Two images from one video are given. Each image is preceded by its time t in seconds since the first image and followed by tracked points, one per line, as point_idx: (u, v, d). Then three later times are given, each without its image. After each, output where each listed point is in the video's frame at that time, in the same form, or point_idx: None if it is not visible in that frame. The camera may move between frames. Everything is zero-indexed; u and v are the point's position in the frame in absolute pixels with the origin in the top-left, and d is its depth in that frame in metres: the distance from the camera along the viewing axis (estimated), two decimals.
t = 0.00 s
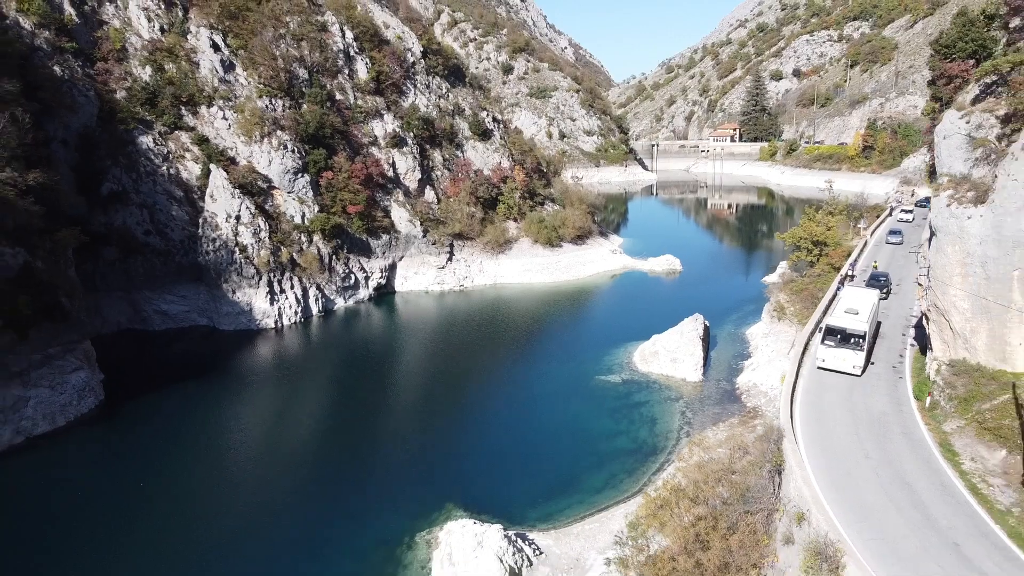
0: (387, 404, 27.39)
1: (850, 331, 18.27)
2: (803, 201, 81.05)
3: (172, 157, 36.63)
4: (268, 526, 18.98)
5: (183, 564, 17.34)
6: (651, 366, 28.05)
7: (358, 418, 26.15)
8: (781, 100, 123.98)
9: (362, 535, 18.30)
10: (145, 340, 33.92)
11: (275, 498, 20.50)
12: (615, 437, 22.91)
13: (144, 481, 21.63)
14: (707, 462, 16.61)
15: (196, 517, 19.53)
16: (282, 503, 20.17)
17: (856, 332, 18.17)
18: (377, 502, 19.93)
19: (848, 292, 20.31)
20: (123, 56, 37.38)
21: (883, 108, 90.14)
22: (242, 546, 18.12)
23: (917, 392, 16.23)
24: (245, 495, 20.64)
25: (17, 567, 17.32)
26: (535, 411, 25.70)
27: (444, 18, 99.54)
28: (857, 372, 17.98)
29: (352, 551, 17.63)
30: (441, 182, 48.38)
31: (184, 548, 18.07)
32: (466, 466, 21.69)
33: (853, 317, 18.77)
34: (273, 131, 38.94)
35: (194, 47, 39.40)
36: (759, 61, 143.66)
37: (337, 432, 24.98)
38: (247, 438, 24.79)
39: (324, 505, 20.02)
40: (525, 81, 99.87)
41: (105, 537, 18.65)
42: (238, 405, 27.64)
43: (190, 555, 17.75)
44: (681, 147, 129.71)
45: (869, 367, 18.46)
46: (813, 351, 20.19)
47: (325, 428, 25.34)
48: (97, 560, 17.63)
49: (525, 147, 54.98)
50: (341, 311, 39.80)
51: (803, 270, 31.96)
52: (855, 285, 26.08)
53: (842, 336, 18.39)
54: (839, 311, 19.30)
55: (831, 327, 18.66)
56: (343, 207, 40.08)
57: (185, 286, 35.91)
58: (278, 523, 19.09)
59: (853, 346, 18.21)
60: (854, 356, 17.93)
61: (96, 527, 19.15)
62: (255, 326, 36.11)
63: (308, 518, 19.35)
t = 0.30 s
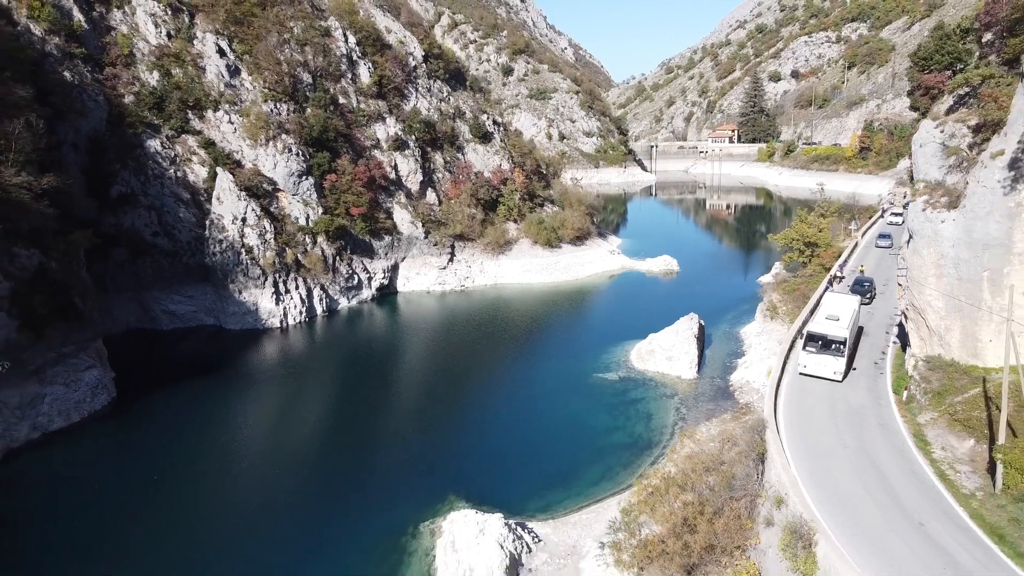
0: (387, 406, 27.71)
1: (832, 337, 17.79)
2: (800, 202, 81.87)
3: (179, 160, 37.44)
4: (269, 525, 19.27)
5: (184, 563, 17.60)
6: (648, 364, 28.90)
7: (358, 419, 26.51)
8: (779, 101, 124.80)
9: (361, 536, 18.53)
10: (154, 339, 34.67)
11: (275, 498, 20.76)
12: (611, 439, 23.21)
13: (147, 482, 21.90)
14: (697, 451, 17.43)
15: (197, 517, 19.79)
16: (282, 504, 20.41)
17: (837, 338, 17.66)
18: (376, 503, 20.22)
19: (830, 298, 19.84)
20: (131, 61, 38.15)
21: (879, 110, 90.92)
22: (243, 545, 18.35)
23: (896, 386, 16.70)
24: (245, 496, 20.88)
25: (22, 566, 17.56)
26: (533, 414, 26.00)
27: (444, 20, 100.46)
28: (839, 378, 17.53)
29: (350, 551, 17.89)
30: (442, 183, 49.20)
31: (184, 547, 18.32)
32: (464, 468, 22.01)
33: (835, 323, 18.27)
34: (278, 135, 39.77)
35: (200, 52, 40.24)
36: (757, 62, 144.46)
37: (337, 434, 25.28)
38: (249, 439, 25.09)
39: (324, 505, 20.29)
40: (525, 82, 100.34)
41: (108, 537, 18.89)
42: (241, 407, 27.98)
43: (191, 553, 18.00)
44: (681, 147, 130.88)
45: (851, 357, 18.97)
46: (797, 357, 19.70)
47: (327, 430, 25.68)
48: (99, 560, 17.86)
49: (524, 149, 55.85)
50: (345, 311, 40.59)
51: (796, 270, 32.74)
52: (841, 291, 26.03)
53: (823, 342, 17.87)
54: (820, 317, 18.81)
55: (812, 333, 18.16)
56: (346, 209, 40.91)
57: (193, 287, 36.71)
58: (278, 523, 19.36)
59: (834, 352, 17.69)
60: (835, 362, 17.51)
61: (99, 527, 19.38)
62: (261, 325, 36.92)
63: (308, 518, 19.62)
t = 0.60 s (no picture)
0: (387, 407, 28.08)
1: (814, 342, 16.87)
2: (797, 202, 82.74)
3: (186, 163, 38.25)
4: (270, 525, 19.68)
5: (188, 561, 18.04)
6: (644, 361, 29.73)
7: (361, 418, 27.08)
8: (778, 102, 125.52)
9: (359, 536, 18.92)
10: (162, 338, 35.45)
11: (276, 498, 21.19)
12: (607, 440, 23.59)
13: (153, 481, 22.37)
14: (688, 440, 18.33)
15: (201, 516, 20.24)
16: (284, 504, 20.84)
17: (819, 343, 16.77)
18: (374, 504, 20.58)
19: (812, 302, 19.02)
20: (139, 66, 38.93)
21: (876, 111, 91.56)
22: (244, 545, 18.77)
23: (875, 380, 16.65)
24: (248, 496, 21.32)
25: (32, 562, 18.09)
26: (530, 416, 26.28)
27: (444, 22, 101.40)
28: (822, 384, 16.60)
29: (348, 551, 18.27)
30: (443, 186, 50.03)
31: (187, 545, 18.77)
32: (461, 469, 22.37)
33: (817, 328, 17.41)
34: (283, 138, 40.58)
35: (206, 57, 41.05)
36: (756, 63, 145.16)
37: (338, 435, 25.69)
38: (253, 439, 25.55)
39: (324, 505, 20.72)
40: (525, 84, 101.04)
41: (115, 535, 19.37)
42: (245, 407, 28.45)
43: (194, 552, 18.43)
44: (680, 148, 132.75)
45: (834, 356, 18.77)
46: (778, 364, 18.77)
47: (329, 431, 26.10)
48: (110, 555, 18.46)
49: (524, 152, 56.68)
50: (348, 310, 41.39)
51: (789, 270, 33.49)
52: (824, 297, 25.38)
53: (805, 347, 16.97)
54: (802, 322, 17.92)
55: (793, 338, 17.25)
56: (350, 211, 41.76)
57: (200, 287, 37.50)
58: (281, 521, 19.85)
59: (817, 357, 16.78)
60: (818, 367, 16.59)
61: (106, 525, 19.86)
62: (267, 325, 37.74)
63: (308, 518, 20.04)
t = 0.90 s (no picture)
0: (388, 409, 28.46)
1: (797, 348, 16.75)
2: (795, 203, 83.59)
3: (192, 166, 39.08)
4: (271, 525, 20.07)
5: (191, 560, 18.47)
6: (642, 359, 30.53)
7: (364, 417, 27.74)
8: (776, 103, 126.30)
9: (358, 536, 19.26)
10: (169, 338, 36.20)
11: (278, 499, 21.57)
12: (604, 442, 24.00)
13: (158, 482, 22.85)
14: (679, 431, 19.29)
15: (205, 515, 20.70)
16: (286, 505, 21.22)
17: (803, 348, 16.66)
18: (372, 505, 20.90)
19: (796, 308, 18.96)
20: (146, 70, 39.72)
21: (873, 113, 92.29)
22: (246, 544, 19.17)
23: (858, 375, 17.28)
24: (250, 496, 21.74)
25: (40, 561, 18.64)
26: (529, 419, 26.59)
27: (445, 23, 102.23)
28: (806, 390, 16.45)
29: (347, 551, 18.59)
30: (445, 188, 50.89)
31: (190, 545, 19.20)
32: (460, 470, 22.71)
33: (801, 333, 17.34)
34: (287, 142, 41.36)
35: (212, 62, 41.88)
36: (755, 64, 145.91)
37: (341, 435, 26.21)
38: (257, 441, 25.97)
39: (325, 506, 21.09)
40: (525, 86, 101.90)
41: (122, 533, 19.91)
42: (250, 408, 28.91)
43: (197, 552, 18.86)
44: (678, 149, 134.92)
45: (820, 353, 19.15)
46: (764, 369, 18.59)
47: (332, 432, 26.52)
48: (121, 550, 19.11)
49: (524, 154, 57.53)
50: (352, 311, 42.18)
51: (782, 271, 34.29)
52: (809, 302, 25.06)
53: (790, 352, 16.84)
54: (786, 328, 17.82)
55: (777, 343, 17.16)
56: (353, 213, 42.59)
57: (206, 288, 38.28)
58: (287, 517, 20.51)
59: (801, 363, 16.66)
60: (802, 373, 16.44)
61: (112, 524, 20.37)
62: (272, 324, 38.54)
63: (311, 516, 20.55)
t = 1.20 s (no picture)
0: (389, 411, 28.88)
1: (783, 353, 16.87)
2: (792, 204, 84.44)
3: (199, 168, 39.92)
4: (274, 524, 20.49)
5: (195, 558, 18.91)
6: (639, 357, 31.35)
7: (367, 416, 28.42)
8: (775, 105, 127.02)
9: (358, 535, 19.64)
10: (177, 337, 36.96)
11: (284, 495, 22.24)
12: (601, 442, 24.53)
13: (164, 482, 23.31)
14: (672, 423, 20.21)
15: (210, 513, 21.17)
16: (288, 504, 21.63)
17: (788, 354, 16.76)
18: (373, 504, 21.31)
19: (780, 313, 19.01)
20: (153, 75, 40.51)
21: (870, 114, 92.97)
22: (249, 542, 19.60)
23: (842, 371, 18.07)
24: (254, 496, 22.18)
25: (51, 557, 19.15)
26: (527, 420, 26.99)
27: (446, 25, 103.14)
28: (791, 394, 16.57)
29: (350, 545, 19.18)
30: (446, 189, 51.75)
31: (195, 543, 19.65)
32: (459, 469, 23.19)
33: (785, 339, 17.44)
34: (292, 145, 42.17)
35: (218, 66, 42.71)
36: (754, 65, 146.60)
37: (345, 433, 26.90)
38: (261, 441, 26.42)
39: (327, 505, 21.50)
40: (525, 87, 102.73)
41: (129, 531, 20.40)
42: (254, 409, 29.37)
43: (202, 550, 19.31)
44: (676, 151, 135.65)
45: (807, 352, 19.79)
46: (749, 373, 18.70)
47: (334, 433, 26.93)
48: (133, 543, 19.78)
49: (524, 156, 58.38)
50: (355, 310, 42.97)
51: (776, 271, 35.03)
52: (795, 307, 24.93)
53: (774, 358, 16.92)
54: (771, 333, 17.94)
55: (762, 349, 17.25)
56: (356, 214, 43.42)
57: (212, 288, 39.07)
58: (294, 511, 21.19)
59: (785, 368, 16.77)
60: (787, 378, 16.56)
61: (120, 522, 20.86)
62: (278, 324, 39.38)
63: (316, 510, 21.22)
